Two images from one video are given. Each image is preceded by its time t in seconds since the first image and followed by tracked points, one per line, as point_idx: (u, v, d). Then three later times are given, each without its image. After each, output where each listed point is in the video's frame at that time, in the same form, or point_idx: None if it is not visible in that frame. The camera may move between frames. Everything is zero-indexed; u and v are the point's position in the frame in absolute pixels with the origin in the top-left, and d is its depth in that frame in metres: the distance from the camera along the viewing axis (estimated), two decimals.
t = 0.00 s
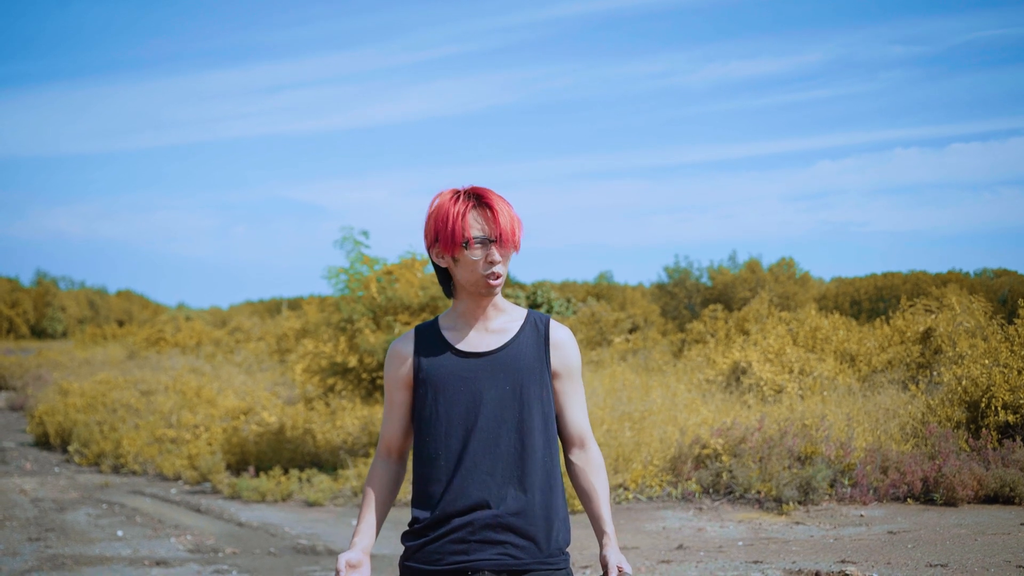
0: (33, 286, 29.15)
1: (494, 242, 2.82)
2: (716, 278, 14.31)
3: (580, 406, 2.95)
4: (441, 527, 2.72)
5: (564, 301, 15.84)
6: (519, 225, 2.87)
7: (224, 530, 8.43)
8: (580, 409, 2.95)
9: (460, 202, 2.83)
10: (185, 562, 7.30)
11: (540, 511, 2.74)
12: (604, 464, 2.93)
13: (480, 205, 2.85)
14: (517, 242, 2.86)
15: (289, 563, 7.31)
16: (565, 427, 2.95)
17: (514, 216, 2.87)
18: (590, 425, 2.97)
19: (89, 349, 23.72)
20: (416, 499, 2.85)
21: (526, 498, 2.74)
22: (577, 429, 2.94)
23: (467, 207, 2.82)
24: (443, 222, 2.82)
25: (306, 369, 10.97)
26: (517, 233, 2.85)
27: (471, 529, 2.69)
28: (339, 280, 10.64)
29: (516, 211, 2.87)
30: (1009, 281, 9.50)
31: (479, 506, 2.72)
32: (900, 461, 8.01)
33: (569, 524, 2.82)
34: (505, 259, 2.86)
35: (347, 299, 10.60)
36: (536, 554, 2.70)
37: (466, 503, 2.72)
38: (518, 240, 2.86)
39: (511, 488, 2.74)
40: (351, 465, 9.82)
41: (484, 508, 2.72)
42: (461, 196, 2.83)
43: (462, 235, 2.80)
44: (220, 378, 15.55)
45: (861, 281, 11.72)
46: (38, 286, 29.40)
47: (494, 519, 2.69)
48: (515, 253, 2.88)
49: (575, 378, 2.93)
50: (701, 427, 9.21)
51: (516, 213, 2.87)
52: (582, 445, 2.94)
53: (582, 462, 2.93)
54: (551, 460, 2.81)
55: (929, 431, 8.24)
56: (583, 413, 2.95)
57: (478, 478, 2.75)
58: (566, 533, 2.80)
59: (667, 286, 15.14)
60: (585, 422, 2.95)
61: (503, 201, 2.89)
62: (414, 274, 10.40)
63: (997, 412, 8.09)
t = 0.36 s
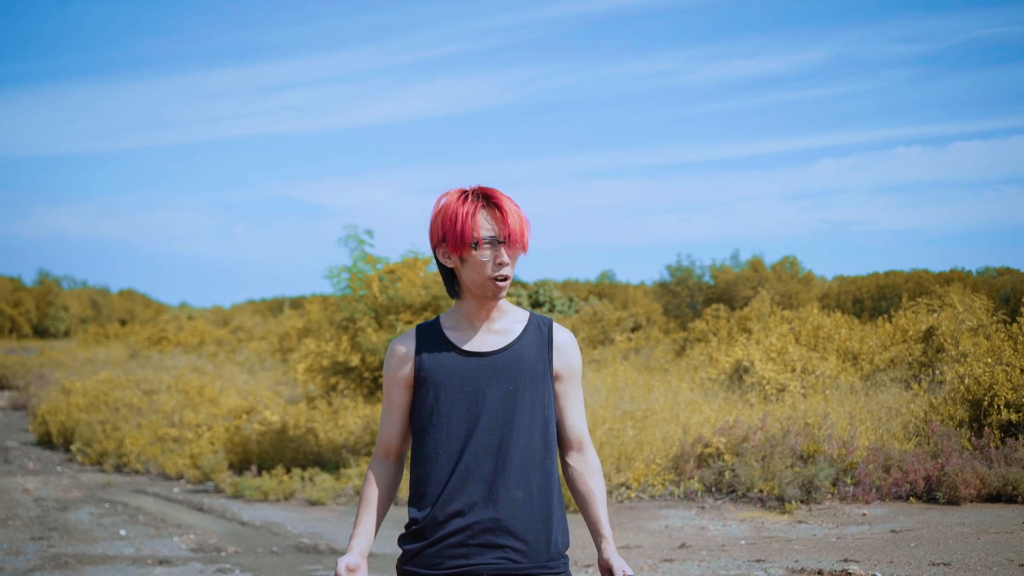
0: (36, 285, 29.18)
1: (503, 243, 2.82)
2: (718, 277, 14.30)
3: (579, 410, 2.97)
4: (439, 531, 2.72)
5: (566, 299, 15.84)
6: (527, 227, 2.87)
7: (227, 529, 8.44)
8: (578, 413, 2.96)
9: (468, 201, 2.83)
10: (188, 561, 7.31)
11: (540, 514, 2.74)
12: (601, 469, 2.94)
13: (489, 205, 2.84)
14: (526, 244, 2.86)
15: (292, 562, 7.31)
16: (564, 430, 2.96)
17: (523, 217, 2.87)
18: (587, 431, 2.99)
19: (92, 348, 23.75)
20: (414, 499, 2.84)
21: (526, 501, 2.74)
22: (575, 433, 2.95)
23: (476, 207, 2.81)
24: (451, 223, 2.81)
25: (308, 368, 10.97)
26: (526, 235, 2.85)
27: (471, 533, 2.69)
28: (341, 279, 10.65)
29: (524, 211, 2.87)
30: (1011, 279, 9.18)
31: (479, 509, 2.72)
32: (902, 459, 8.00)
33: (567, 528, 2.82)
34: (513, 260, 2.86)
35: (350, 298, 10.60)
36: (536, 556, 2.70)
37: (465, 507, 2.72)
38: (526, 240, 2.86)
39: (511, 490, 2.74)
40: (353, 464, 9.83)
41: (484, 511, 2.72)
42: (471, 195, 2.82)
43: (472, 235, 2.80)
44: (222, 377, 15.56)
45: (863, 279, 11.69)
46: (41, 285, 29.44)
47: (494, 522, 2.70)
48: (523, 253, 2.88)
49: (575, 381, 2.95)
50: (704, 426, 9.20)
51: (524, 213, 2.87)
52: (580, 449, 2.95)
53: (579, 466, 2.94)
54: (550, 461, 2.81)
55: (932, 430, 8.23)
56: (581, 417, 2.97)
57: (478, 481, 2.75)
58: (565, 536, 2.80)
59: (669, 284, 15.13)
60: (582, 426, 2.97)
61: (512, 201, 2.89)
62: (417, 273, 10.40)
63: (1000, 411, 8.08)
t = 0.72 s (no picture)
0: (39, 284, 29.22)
1: (511, 241, 2.82)
2: (721, 275, 14.28)
3: (587, 411, 2.96)
4: (441, 531, 2.73)
5: (569, 298, 15.84)
6: (536, 225, 2.87)
7: (231, 528, 8.46)
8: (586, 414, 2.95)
9: (478, 198, 2.83)
10: (191, 560, 7.31)
11: (543, 515, 2.74)
12: (609, 472, 2.93)
13: (499, 203, 2.84)
14: (534, 242, 2.86)
15: (295, 561, 7.32)
16: (571, 432, 2.96)
17: (532, 216, 2.87)
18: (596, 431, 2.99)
19: (95, 347, 23.77)
20: (418, 496, 2.84)
21: (529, 502, 2.73)
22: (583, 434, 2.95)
23: (486, 204, 2.81)
24: (460, 220, 2.81)
25: (311, 367, 10.97)
26: (534, 234, 2.85)
27: (473, 533, 2.69)
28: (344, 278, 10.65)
29: (534, 209, 2.87)
30: (1015, 277, 9.20)
31: (481, 510, 2.72)
32: (906, 457, 7.99)
33: (571, 530, 2.82)
34: (521, 259, 2.86)
35: (353, 297, 10.61)
36: (538, 558, 2.70)
37: (467, 508, 2.72)
38: (535, 238, 2.86)
39: (514, 491, 2.74)
40: (357, 463, 9.84)
41: (486, 512, 2.72)
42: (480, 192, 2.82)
43: (480, 233, 2.80)
44: (225, 376, 15.58)
45: (866, 277, 11.66)
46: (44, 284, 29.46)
47: (495, 523, 2.70)
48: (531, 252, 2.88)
49: (584, 382, 2.94)
50: (707, 424, 9.19)
51: (534, 211, 2.87)
52: (587, 451, 2.96)
53: (587, 467, 2.95)
54: (556, 463, 2.81)
55: (936, 428, 8.23)
56: (590, 419, 2.96)
57: (481, 482, 2.75)
58: (569, 538, 2.80)
59: (672, 282, 15.11)
60: (591, 427, 2.96)
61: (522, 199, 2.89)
62: (420, 272, 10.40)
63: (1003, 409, 8.08)
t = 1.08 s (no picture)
0: (40, 281, 29.23)
1: (509, 235, 2.81)
2: (722, 272, 14.27)
3: (595, 409, 2.95)
4: (445, 528, 2.72)
5: (570, 295, 15.84)
6: (536, 219, 2.85)
7: (231, 524, 8.46)
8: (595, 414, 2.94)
9: (478, 191, 2.83)
10: (192, 557, 7.32)
11: (548, 513, 2.73)
12: (615, 471, 2.93)
13: (498, 196, 2.84)
14: (534, 236, 2.84)
15: (296, 558, 7.32)
16: (580, 429, 2.95)
17: (533, 210, 2.85)
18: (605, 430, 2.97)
19: (95, 344, 23.79)
20: (422, 492, 2.84)
21: (534, 500, 2.73)
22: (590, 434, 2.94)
23: (485, 198, 2.81)
24: (459, 213, 2.82)
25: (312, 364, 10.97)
26: (534, 228, 2.83)
27: (477, 531, 2.69)
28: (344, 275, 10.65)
29: (535, 204, 2.85)
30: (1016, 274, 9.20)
31: (486, 507, 2.71)
32: (906, 454, 7.99)
33: (576, 527, 2.82)
34: (521, 253, 2.85)
35: (353, 294, 10.62)
36: (542, 556, 2.69)
37: (472, 505, 2.72)
38: (535, 233, 2.84)
39: (519, 490, 2.74)
40: (357, 459, 9.84)
41: (490, 509, 2.71)
42: (479, 186, 2.82)
43: (477, 226, 2.80)
44: (226, 373, 15.58)
45: (867, 274, 11.64)
46: (45, 281, 29.45)
47: (499, 521, 2.69)
48: (532, 247, 2.86)
49: (592, 380, 2.93)
50: (708, 421, 9.19)
51: (535, 206, 2.85)
52: (594, 449, 2.94)
53: (593, 466, 2.94)
54: (562, 462, 2.80)
55: (936, 424, 8.23)
56: (598, 417, 2.95)
57: (487, 480, 2.75)
58: (573, 536, 2.79)
59: (673, 279, 15.10)
60: (600, 427, 2.95)
61: (524, 192, 2.87)
62: (420, 268, 10.39)
63: (1003, 406, 8.09)
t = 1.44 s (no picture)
0: (39, 280, 29.21)
1: (504, 234, 2.81)
2: (721, 272, 14.27)
3: (597, 411, 2.94)
4: (444, 527, 2.72)
5: (569, 295, 15.84)
6: (535, 220, 2.84)
7: (230, 524, 8.46)
8: (598, 417, 2.94)
9: (479, 189, 2.84)
10: (191, 556, 7.31)
11: (547, 515, 2.74)
12: (615, 474, 2.93)
13: (498, 194, 2.84)
14: (532, 237, 2.83)
15: (295, 557, 7.32)
16: (581, 432, 2.95)
17: (532, 211, 2.84)
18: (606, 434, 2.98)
19: (95, 343, 23.79)
20: (420, 489, 2.84)
21: (534, 501, 2.73)
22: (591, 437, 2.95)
23: (484, 196, 2.82)
24: (459, 209, 2.85)
25: (310, 364, 10.95)
26: (532, 230, 2.82)
27: (477, 530, 2.69)
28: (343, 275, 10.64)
29: (533, 206, 2.83)
30: (1015, 274, 9.15)
31: (485, 507, 2.71)
32: (905, 454, 7.99)
33: (576, 527, 2.82)
34: (517, 253, 2.84)
35: (352, 293, 10.61)
36: (541, 556, 2.69)
37: (472, 504, 2.72)
38: (531, 235, 2.82)
39: (519, 490, 2.74)
40: (356, 459, 9.84)
41: (490, 509, 2.71)
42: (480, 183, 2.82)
43: (474, 224, 2.81)
44: (225, 372, 15.58)
45: (867, 274, 11.63)
46: (44, 280, 29.42)
47: (499, 520, 2.69)
48: (529, 248, 2.85)
49: (594, 384, 2.93)
50: (707, 421, 9.19)
51: (533, 207, 2.83)
52: (595, 453, 2.95)
53: (594, 469, 2.94)
54: (563, 464, 2.80)
55: (935, 424, 8.24)
56: (601, 421, 2.95)
57: (486, 479, 2.75)
58: (573, 535, 2.79)
59: (672, 279, 15.10)
60: (602, 431, 2.95)
61: (527, 192, 2.86)
62: (419, 268, 10.39)
63: (1002, 406, 8.10)
